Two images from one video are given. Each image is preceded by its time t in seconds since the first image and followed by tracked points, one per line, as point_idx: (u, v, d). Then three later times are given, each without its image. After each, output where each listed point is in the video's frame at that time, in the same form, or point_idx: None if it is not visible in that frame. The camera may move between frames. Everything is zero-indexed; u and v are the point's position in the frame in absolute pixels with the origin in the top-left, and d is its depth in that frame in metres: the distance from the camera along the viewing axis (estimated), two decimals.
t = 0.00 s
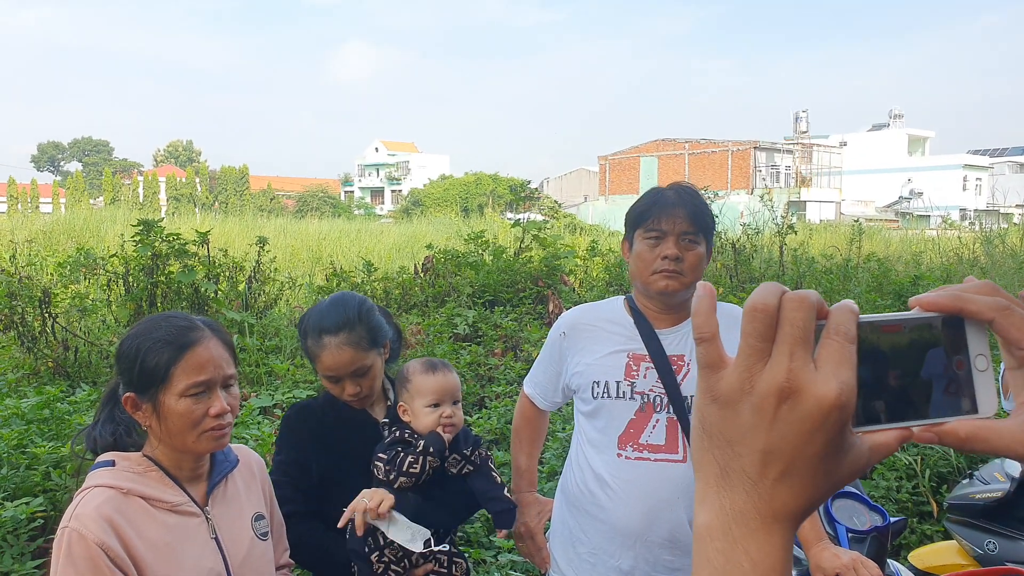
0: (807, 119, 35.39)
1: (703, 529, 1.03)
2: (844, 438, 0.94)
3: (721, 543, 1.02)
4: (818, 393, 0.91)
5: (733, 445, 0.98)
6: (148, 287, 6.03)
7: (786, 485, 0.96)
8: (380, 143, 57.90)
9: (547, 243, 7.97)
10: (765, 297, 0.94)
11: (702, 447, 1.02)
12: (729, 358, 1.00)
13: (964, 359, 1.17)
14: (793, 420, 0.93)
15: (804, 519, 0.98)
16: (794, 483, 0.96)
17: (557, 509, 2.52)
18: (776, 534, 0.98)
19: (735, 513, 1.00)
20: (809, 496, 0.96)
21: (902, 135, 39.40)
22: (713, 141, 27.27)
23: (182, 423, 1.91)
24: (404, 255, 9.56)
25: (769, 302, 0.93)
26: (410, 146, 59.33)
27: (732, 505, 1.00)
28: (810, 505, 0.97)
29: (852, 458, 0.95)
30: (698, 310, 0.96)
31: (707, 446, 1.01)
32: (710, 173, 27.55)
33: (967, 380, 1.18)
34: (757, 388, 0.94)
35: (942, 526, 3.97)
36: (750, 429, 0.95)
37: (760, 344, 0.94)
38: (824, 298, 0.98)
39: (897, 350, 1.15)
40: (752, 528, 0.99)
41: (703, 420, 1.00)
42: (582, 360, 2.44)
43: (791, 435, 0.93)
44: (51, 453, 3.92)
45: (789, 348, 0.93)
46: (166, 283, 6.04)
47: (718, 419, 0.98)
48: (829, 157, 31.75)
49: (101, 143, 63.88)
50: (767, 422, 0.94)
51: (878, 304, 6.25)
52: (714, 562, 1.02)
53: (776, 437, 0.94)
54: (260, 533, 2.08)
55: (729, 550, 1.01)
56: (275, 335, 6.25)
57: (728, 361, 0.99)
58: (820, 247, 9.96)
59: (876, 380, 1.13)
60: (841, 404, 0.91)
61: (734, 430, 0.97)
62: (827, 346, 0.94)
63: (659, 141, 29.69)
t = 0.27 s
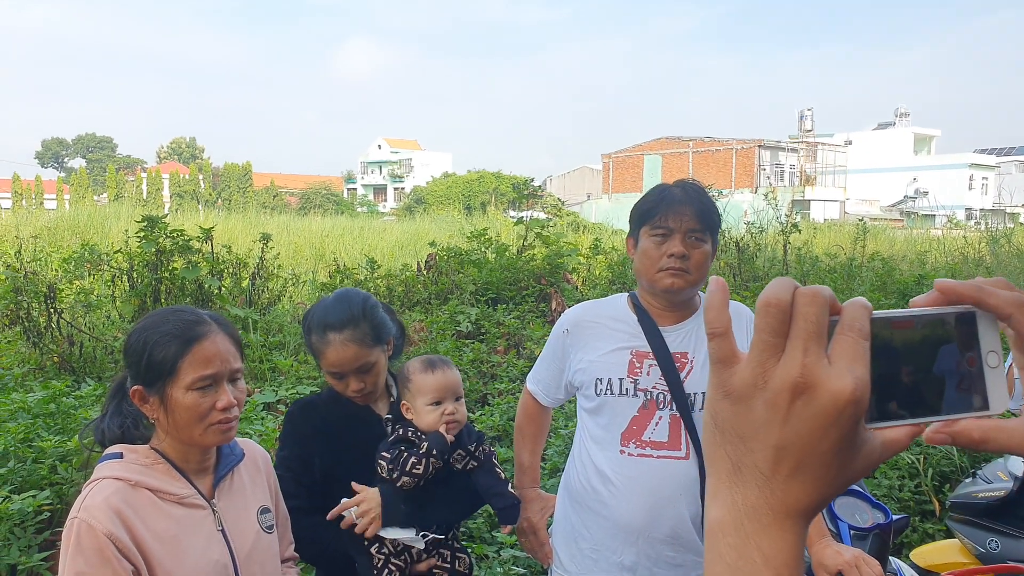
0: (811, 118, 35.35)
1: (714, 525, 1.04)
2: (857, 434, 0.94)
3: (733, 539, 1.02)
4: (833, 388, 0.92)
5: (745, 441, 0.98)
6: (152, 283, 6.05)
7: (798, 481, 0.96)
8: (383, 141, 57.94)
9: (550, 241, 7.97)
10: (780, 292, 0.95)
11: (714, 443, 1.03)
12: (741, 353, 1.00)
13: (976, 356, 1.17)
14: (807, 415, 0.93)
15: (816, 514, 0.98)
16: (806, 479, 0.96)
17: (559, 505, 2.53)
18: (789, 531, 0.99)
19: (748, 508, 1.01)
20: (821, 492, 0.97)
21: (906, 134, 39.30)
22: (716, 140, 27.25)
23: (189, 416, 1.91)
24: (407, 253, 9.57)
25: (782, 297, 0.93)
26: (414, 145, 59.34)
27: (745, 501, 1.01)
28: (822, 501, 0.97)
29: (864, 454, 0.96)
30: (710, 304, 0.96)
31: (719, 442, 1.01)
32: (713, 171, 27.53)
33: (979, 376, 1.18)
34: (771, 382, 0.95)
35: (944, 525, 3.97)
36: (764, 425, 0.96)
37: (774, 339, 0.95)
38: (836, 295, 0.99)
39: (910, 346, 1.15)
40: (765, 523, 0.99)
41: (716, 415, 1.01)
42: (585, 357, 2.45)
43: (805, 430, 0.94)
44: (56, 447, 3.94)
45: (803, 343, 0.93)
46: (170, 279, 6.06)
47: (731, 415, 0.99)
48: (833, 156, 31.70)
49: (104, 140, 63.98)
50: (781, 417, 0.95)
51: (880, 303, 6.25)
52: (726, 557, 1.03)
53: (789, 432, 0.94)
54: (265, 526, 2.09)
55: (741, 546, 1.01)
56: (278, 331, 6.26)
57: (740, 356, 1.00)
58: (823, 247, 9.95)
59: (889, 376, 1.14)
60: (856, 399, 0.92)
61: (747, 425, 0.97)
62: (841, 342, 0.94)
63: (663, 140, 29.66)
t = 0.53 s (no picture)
0: (815, 113, 35.26)
1: (717, 512, 1.05)
2: (859, 424, 0.95)
3: (735, 526, 1.03)
4: (836, 378, 0.92)
5: (748, 430, 0.99)
6: (154, 272, 6.06)
7: (800, 470, 0.97)
8: (386, 132, 57.87)
9: (552, 234, 7.97)
10: (782, 282, 0.96)
11: (718, 431, 1.04)
12: (745, 344, 1.01)
13: (978, 347, 1.21)
14: (809, 405, 0.94)
15: (818, 504, 0.99)
16: (808, 468, 0.97)
17: (560, 496, 2.54)
18: (790, 518, 1.00)
19: (749, 496, 1.01)
20: (823, 481, 0.97)
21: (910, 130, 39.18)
22: (720, 133, 27.19)
23: (193, 404, 1.92)
24: (409, 244, 9.57)
25: (785, 287, 0.94)
26: (417, 136, 59.26)
27: (746, 489, 1.02)
28: (824, 491, 0.98)
29: (865, 444, 0.96)
30: (715, 295, 0.98)
31: (722, 430, 1.02)
32: (716, 165, 27.49)
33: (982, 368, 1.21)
34: (773, 372, 0.96)
35: (943, 519, 3.98)
36: (766, 414, 0.97)
37: (776, 329, 0.96)
38: (841, 287, 0.99)
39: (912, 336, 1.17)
40: (766, 512, 1.00)
41: (719, 404, 1.02)
42: (586, 350, 2.46)
43: (806, 420, 0.94)
44: (58, 435, 3.96)
45: (806, 333, 0.94)
46: (172, 268, 6.07)
47: (734, 404, 1.00)
48: (836, 151, 31.62)
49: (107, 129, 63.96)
50: (783, 407, 0.95)
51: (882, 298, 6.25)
52: (728, 544, 1.04)
53: (791, 422, 0.95)
54: (267, 515, 2.10)
55: (743, 533, 1.02)
56: (280, 321, 6.27)
57: (744, 347, 1.01)
58: (826, 242, 9.95)
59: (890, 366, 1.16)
60: (858, 390, 0.92)
61: (750, 414, 0.98)
62: (845, 332, 0.94)
63: (666, 133, 29.60)
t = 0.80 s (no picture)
0: (816, 108, 35.21)
1: (690, 506, 1.07)
2: (827, 420, 0.96)
3: (708, 520, 1.05)
4: (804, 377, 0.94)
5: (720, 427, 1.00)
6: (153, 264, 6.06)
7: (771, 466, 0.99)
8: (387, 125, 57.77)
9: (552, 228, 7.97)
10: (752, 282, 0.95)
11: (691, 428, 1.05)
12: (718, 342, 1.02)
13: (946, 344, 1.34)
14: (779, 404, 0.95)
15: (789, 497, 1.01)
16: (779, 463, 0.98)
17: (558, 490, 2.55)
18: (761, 512, 1.02)
19: (722, 491, 1.03)
20: (793, 476, 0.99)
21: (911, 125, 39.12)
22: (720, 128, 27.16)
23: (190, 396, 1.93)
24: (409, 238, 9.57)
25: (756, 289, 0.93)
26: (417, 129, 59.18)
27: (719, 484, 1.03)
28: (794, 484, 1.00)
29: (834, 440, 0.98)
30: (690, 296, 0.98)
31: (696, 427, 1.04)
32: (717, 160, 27.46)
33: (949, 363, 1.34)
34: (744, 371, 0.97)
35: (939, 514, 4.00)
36: (736, 412, 0.98)
37: (747, 329, 0.96)
38: (812, 285, 0.99)
39: (886, 333, 1.29)
40: (738, 506, 1.02)
41: (692, 402, 1.03)
42: (585, 344, 2.46)
43: (776, 418, 0.96)
44: (56, 428, 3.96)
45: (776, 334, 0.94)
46: (171, 261, 6.06)
47: (706, 402, 1.01)
48: (838, 145, 31.57)
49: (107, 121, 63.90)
50: (753, 405, 0.96)
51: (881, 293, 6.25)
52: (701, 537, 1.06)
53: (761, 420, 0.97)
54: (265, 508, 2.11)
55: (715, 526, 1.04)
56: (279, 314, 6.28)
57: (717, 345, 1.01)
58: (825, 237, 9.95)
59: (866, 364, 1.27)
60: (826, 388, 0.93)
61: (722, 413, 0.99)
62: (814, 332, 0.95)
63: (667, 127, 29.56)
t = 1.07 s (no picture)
0: (813, 105, 35.24)
1: (670, 498, 1.06)
2: (805, 413, 0.96)
3: (688, 510, 1.04)
4: (781, 371, 0.94)
5: (700, 420, 1.00)
6: (151, 264, 6.04)
7: (749, 458, 0.99)
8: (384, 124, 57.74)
9: (550, 226, 7.97)
10: (733, 279, 0.96)
11: (671, 420, 1.05)
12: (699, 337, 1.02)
13: (928, 337, 1.35)
14: (758, 397, 0.95)
15: (767, 489, 1.01)
16: (757, 455, 0.98)
17: (556, 489, 2.54)
18: (740, 504, 1.01)
19: (702, 481, 1.03)
20: (771, 468, 0.99)
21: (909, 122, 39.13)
22: (718, 126, 27.16)
23: (187, 395, 1.93)
24: (406, 237, 9.56)
25: (735, 285, 0.94)
26: (415, 128, 59.15)
27: (699, 476, 1.03)
28: (772, 477, 1.00)
29: (812, 433, 0.98)
30: (672, 291, 0.97)
31: (676, 419, 1.03)
32: (715, 158, 27.46)
33: (931, 357, 1.35)
34: (724, 365, 0.97)
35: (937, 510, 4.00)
36: (716, 405, 0.98)
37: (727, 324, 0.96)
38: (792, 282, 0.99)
39: (868, 328, 1.30)
40: (717, 498, 1.02)
41: (673, 395, 1.03)
42: (582, 342, 2.46)
43: (755, 411, 0.96)
44: (54, 427, 3.96)
45: (755, 328, 0.94)
46: (169, 260, 6.05)
47: (686, 395, 1.01)
48: (835, 143, 31.59)
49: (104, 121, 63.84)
50: (733, 398, 0.96)
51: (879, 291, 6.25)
52: (680, 529, 1.05)
53: (740, 413, 0.96)
54: (262, 506, 2.11)
55: (695, 518, 1.04)
56: (277, 313, 6.27)
57: (698, 340, 1.01)
58: (823, 234, 9.95)
59: (848, 358, 1.27)
60: (803, 383, 0.94)
61: (702, 405, 0.99)
62: (793, 327, 0.95)
63: (665, 126, 29.56)
